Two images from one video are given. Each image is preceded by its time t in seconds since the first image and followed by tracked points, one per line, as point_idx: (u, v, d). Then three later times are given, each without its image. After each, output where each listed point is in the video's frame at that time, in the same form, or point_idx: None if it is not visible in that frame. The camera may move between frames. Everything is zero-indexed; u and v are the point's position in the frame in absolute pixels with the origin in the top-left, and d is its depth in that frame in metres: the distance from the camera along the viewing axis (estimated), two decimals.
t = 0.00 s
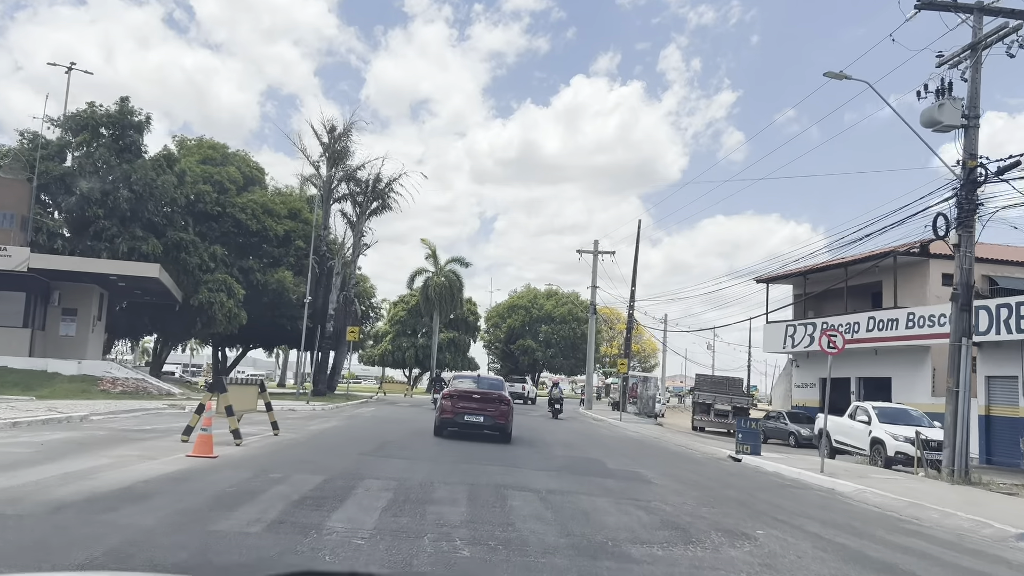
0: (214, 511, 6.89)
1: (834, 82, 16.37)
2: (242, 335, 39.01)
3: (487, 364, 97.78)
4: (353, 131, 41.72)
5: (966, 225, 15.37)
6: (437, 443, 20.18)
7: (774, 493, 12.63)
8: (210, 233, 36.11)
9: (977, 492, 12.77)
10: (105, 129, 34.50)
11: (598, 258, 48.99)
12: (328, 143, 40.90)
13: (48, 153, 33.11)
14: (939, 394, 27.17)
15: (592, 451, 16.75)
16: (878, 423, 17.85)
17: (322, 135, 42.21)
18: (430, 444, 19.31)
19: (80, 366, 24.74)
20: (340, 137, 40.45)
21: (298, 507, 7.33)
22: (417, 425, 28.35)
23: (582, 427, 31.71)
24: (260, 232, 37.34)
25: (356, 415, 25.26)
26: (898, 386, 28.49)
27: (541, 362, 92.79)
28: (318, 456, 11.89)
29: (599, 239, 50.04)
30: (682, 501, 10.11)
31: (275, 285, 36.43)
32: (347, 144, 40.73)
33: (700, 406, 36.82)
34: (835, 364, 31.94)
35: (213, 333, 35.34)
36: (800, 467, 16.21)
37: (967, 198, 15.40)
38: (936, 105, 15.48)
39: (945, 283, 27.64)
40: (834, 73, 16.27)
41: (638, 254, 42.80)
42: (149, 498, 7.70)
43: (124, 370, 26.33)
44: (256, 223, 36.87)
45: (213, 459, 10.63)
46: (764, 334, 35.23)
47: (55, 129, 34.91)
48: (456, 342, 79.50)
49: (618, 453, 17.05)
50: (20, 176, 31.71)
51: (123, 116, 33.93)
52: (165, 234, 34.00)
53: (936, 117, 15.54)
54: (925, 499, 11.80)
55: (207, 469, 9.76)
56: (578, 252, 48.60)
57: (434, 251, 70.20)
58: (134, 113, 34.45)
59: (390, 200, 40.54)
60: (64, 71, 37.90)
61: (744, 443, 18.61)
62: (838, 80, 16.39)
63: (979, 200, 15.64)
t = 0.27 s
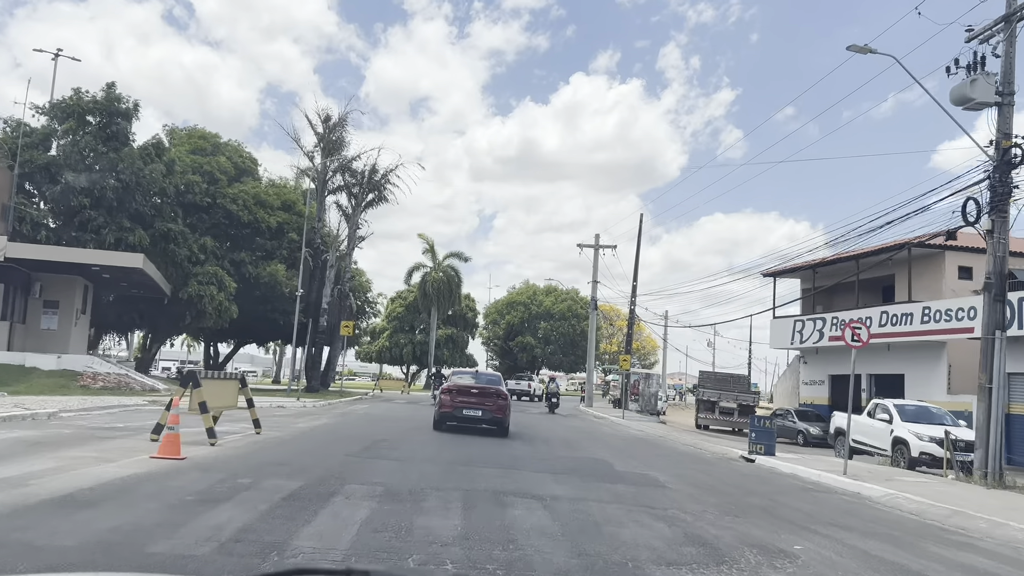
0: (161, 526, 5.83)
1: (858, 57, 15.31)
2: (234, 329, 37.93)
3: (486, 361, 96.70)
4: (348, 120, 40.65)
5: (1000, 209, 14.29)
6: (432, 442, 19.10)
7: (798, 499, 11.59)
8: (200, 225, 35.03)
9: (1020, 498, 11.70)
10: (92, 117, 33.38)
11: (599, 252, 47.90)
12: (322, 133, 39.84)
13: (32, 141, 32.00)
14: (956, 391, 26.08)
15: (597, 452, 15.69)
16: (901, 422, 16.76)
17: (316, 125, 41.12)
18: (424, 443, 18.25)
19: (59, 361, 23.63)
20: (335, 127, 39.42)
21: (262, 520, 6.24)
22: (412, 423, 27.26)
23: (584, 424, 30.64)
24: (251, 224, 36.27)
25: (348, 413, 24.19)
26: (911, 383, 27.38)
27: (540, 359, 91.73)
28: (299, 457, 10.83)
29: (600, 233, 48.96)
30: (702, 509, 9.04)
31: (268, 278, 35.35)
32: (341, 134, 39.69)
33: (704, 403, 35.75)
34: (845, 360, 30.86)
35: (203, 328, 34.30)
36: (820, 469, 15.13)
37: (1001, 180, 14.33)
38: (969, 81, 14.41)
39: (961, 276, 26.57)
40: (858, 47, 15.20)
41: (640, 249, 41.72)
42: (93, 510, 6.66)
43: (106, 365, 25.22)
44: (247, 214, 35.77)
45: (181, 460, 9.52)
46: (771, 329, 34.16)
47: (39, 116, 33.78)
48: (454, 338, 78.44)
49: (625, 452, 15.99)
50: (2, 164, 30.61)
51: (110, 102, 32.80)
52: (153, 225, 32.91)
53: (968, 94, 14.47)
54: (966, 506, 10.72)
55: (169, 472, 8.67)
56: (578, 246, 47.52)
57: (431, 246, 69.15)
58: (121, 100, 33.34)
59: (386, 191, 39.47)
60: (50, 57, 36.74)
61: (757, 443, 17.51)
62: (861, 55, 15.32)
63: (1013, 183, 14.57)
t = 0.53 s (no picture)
0: (86, 558, 4.79)
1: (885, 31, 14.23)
2: (226, 327, 36.89)
3: (486, 360, 95.68)
4: (343, 113, 39.56)
5: None
6: (429, 445, 18.05)
7: (828, 512, 10.54)
8: (190, 220, 33.99)
9: None
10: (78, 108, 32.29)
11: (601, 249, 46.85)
12: (317, 126, 38.76)
13: (15, 133, 30.92)
14: (975, 391, 24.97)
15: (605, 456, 14.61)
16: (928, 424, 15.69)
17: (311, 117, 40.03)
18: (420, 446, 17.20)
19: (38, 360, 22.58)
20: (331, 119, 38.37)
21: (212, 548, 5.19)
22: (409, 424, 26.24)
23: (587, 425, 29.56)
24: (244, 218, 35.21)
25: (342, 414, 23.12)
26: (928, 383, 26.30)
27: (541, 358, 90.78)
28: (277, 466, 9.75)
29: (603, 229, 47.81)
30: (727, 525, 8.00)
31: (260, 274, 34.31)
32: (337, 126, 38.62)
33: (711, 403, 34.65)
34: (857, 359, 29.78)
35: (194, 326, 33.28)
36: (843, 475, 14.08)
37: None
38: (1006, 56, 13.33)
39: (980, 271, 25.50)
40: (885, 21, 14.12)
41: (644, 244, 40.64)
42: (21, 533, 5.62)
43: (88, 364, 24.17)
44: (239, 209, 34.71)
45: (141, 469, 8.48)
46: (779, 327, 33.09)
47: (24, 107, 32.70)
48: (454, 337, 77.43)
49: (633, 457, 14.91)
50: None
51: (96, 93, 31.71)
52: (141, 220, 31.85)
53: (1005, 70, 13.39)
54: (1016, 519, 9.68)
55: (123, 484, 7.63)
56: (580, 243, 46.47)
57: (430, 243, 68.13)
58: (108, 91, 32.25)
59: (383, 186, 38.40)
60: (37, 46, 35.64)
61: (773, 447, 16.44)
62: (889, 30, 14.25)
63: None
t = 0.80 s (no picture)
0: None
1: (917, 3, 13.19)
2: (219, 326, 35.89)
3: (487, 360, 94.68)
4: (340, 106, 38.52)
5: None
6: (426, 449, 17.02)
7: (864, 527, 9.54)
8: (182, 216, 33.08)
9: None
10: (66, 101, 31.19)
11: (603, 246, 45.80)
12: (313, 120, 37.73)
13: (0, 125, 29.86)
14: (996, 391, 23.95)
15: (614, 462, 13.58)
16: (959, 426, 14.64)
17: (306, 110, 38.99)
18: (415, 451, 16.17)
19: (17, 360, 21.55)
20: (328, 113, 37.39)
21: None
22: (406, 426, 25.21)
23: (591, 427, 28.52)
24: (237, 214, 34.25)
25: (335, 415, 22.08)
26: (947, 382, 25.28)
27: (542, 358, 89.81)
28: (254, 478, 8.74)
29: (606, 225, 46.75)
30: (762, 546, 6.98)
31: (255, 271, 33.32)
32: (333, 119, 37.59)
33: (718, 403, 33.55)
34: (871, 357, 28.72)
35: (186, 325, 32.28)
36: (872, 482, 13.06)
37: None
38: None
39: (1002, 266, 24.47)
40: None
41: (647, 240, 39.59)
42: None
43: (70, 364, 23.16)
44: (232, 204, 33.70)
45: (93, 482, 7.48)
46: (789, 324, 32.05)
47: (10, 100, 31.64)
48: (454, 336, 76.47)
49: (644, 463, 13.88)
50: None
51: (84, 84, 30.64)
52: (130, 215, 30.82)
53: None
54: None
55: (65, 502, 6.60)
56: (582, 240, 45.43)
57: (430, 242, 67.18)
58: (97, 82, 31.18)
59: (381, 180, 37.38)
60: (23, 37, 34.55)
61: (792, 451, 15.41)
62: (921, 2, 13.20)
63: None
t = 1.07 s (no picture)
0: None
1: None
2: (212, 328, 34.82)
3: (489, 362, 93.59)
4: (336, 100, 37.39)
5: None
6: (424, 456, 15.93)
7: (915, 549, 8.47)
8: (173, 214, 32.11)
9: None
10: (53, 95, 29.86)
11: (608, 244, 44.67)
12: (309, 115, 36.60)
13: None
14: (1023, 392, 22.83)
15: (627, 472, 12.50)
16: (999, 432, 13.54)
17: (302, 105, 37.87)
18: (413, 459, 15.08)
19: None
20: (324, 107, 36.22)
21: None
22: (404, 431, 24.11)
23: (598, 430, 27.41)
24: (230, 212, 33.26)
25: (329, 420, 20.99)
26: (970, 383, 24.16)
27: (545, 359, 88.74)
28: (225, 497, 7.68)
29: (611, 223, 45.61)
30: None
31: (248, 270, 32.28)
32: (330, 114, 36.46)
33: (727, 406, 32.41)
34: (888, 358, 27.59)
35: (177, 327, 31.24)
36: (909, 494, 11.97)
37: None
38: None
39: None
40: None
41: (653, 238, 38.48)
42: None
43: (51, 368, 22.07)
44: (225, 201, 32.63)
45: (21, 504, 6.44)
46: (802, 324, 30.94)
47: None
48: (455, 338, 75.42)
49: (660, 473, 12.79)
50: None
51: (72, 77, 29.42)
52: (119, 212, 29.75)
53: None
54: None
55: None
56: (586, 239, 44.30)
57: (430, 241, 66.14)
58: (85, 75, 29.99)
59: (379, 177, 36.29)
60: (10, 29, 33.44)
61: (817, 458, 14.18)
62: None
63: None
